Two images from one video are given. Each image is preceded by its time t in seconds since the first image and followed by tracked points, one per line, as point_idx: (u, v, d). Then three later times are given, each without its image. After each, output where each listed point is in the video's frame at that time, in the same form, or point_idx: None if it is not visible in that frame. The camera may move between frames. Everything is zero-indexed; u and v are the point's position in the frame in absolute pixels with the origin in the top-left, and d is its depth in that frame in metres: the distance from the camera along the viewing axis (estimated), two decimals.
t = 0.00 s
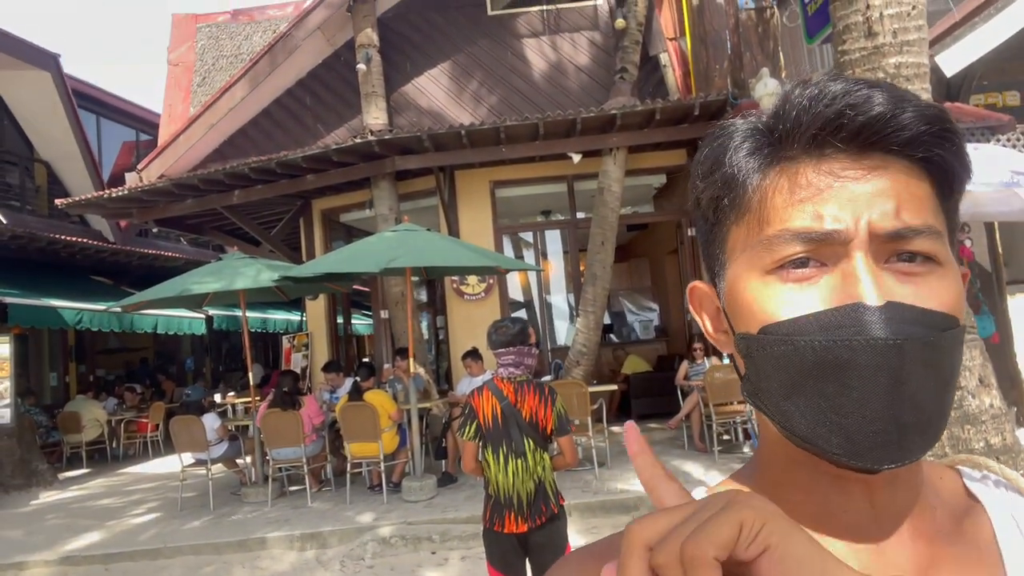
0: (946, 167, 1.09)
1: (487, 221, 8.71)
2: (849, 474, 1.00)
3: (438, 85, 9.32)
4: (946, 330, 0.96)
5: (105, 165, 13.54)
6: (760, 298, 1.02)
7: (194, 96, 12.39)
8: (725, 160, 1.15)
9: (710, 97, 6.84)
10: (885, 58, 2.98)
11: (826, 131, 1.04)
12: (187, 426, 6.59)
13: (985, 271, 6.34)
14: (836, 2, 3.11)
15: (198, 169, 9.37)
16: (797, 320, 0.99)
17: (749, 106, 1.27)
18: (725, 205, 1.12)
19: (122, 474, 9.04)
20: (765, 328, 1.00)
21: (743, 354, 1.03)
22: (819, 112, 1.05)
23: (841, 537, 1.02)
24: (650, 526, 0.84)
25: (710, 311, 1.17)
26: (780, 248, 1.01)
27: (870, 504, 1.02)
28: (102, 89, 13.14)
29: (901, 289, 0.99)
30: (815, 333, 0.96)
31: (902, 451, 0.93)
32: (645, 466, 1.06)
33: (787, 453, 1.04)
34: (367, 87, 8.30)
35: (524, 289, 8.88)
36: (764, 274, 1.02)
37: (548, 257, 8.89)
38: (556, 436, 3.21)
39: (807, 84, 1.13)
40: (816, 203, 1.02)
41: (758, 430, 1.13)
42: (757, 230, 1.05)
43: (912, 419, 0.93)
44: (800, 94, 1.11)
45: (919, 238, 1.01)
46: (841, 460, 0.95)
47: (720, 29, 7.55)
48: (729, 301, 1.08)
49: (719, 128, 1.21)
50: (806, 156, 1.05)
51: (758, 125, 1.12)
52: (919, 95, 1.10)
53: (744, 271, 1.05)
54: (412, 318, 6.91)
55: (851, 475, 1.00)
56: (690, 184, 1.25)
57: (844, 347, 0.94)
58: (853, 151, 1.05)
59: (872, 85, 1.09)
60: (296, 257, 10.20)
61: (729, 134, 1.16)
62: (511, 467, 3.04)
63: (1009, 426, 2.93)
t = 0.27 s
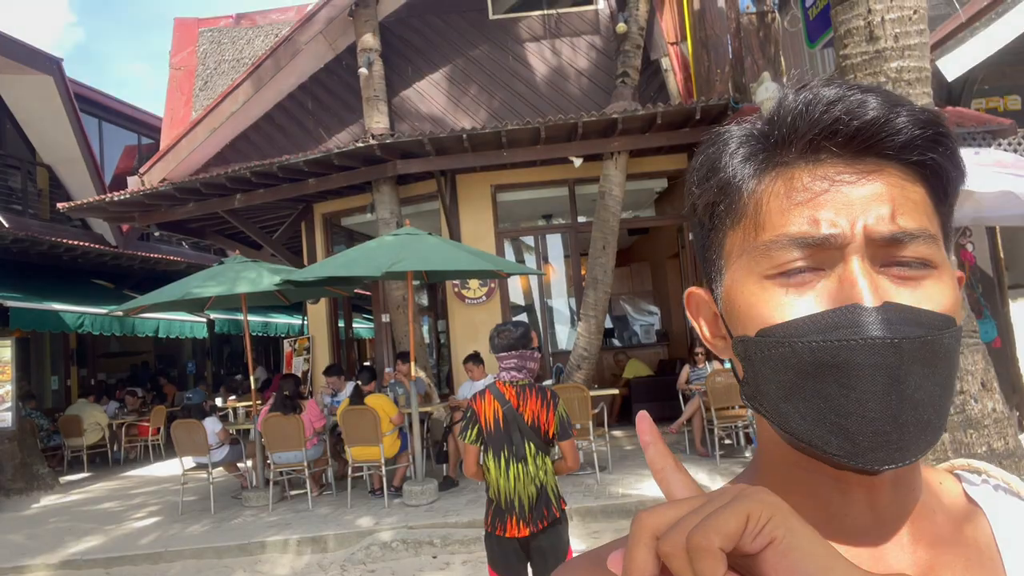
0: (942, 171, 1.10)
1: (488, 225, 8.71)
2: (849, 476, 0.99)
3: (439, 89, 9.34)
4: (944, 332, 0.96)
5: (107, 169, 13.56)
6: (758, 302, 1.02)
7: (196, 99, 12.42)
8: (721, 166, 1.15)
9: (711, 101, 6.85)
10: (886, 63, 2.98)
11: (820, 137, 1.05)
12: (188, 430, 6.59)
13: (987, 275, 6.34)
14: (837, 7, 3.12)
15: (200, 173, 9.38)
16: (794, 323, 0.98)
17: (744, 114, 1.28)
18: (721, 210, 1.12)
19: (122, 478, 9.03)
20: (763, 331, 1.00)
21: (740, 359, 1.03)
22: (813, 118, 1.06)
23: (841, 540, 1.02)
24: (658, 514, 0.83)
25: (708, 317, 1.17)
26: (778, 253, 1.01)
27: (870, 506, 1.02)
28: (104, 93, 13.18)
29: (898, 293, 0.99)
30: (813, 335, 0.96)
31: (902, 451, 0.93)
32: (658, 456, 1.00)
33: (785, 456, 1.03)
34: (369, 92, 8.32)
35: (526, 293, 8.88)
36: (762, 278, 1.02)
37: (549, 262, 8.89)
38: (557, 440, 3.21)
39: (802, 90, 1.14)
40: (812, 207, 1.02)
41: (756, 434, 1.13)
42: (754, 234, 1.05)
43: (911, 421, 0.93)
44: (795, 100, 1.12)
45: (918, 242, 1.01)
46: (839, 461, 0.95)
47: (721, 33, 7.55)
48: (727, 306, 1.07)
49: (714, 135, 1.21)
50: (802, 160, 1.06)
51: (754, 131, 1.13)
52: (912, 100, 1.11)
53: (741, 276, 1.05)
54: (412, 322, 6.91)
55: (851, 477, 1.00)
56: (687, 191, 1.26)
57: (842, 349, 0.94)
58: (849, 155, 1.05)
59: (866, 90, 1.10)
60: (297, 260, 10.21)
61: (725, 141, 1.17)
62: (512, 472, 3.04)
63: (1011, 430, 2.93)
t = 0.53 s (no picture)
0: (939, 182, 1.10)
1: (489, 227, 8.72)
2: (839, 483, 1.00)
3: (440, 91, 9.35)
4: (938, 346, 0.96)
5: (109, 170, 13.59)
6: (751, 311, 1.02)
7: (197, 101, 12.44)
8: (718, 169, 1.14)
9: (712, 103, 6.85)
10: (885, 65, 2.98)
11: (819, 146, 1.04)
12: (189, 431, 6.60)
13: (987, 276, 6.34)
14: (836, 9, 3.12)
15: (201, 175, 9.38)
16: (789, 334, 0.99)
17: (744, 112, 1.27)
18: (717, 214, 1.12)
19: (123, 480, 9.04)
20: (757, 341, 1.01)
21: (734, 366, 1.04)
22: (814, 127, 1.05)
23: (831, 545, 1.03)
24: (639, 563, 0.81)
25: (700, 318, 1.18)
26: (773, 263, 1.02)
27: (858, 510, 1.03)
28: (106, 95, 13.21)
29: (893, 305, 0.99)
30: (806, 347, 0.97)
31: (890, 466, 0.94)
32: (611, 502, 0.91)
33: (776, 462, 1.05)
34: (370, 94, 8.33)
35: (526, 295, 8.88)
36: (757, 287, 1.03)
37: (550, 263, 8.89)
38: (558, 441, 3.20)
39: (804, 92, 1.13)
40: (807, 218, 1.02)
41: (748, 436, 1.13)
42: (749, 243, 1.05)
43: (903, 436, 0.94)
44: (796, 104, 1.11)
45: (912, 254, 1.02)
46: (831, 474, 0.96)
47: (721, 35, 7.54)
48: (720, 312, 1.08)
49: (713, 134, 1.21)
50: (800, 169, 1.05)
51: (753, 134, 1.12)
52: (913, 109, 1.10)
53: (735, 284, 1.05)
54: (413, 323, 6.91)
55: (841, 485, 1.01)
56: (683, 190, 1.25)
57: (836, 363, 0.94)
58: (847, 165, 1.05)
59: (867, 98, 1.09)
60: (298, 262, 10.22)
61: (723, 142, 1.16)
62: (512, 473, 3.03)
63: (1010, 433, 2.92)
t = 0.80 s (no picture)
0: (931, 180, 1.10)
1: (489, 227, 8.72)
2: (831, 481, 1.01)
3: (440, 91, 9.36)
4: (928, 345, 0.97)
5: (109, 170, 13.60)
6: (743, 311, 1.03)
7: (198, 101, 12.45)
8: (710, 166, 1.14)
9: (712, 103, 6.86)
10: (884, 65, 2.98)
11: (810, 146, 1.05)
12: (189, 431, 6.60)
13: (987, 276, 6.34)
14: (835, 9, 3.12)
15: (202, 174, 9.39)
16: (779, 334, 1.00)
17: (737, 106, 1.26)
18: (709, 212, 1.12)
19: (123, 479, 9.04)
20: (748, 341, 1.02)
21: (726, 365, 1.05)
22: (805, 127, 1.05)
23: (823, 542, 1.03)
24: (637, 555, 0.80)
25: (693, 315, 1.18)
26: (763, 263, 1.02)
27: (851, 508, 1.03)
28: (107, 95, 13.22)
29: (884, 305, 1.00)
30: (796, 347, 0.97)
31: (881, 464, 0.95)
32: (612, 497, 0.92)
33: (769, 459, 1.06)
34: (370, 94, 8.34)
35: (526, 295, 8.89)
36: (747, 287, 1.03)
37: (550, 263, 8.89)
38: (558, 440, 3.21)
39: (796, 89, 1.12)
40: (798, 217, 1.02)
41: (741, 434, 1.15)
42: (741, 242, 1.06)
43: (893, 435, 0.95)
44: (788, 101, 1.10)
45: (905, 253, 1.02)
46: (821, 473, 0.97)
47: (721, 36, 7.54)
48: (712, 310, 1.08)
49: (705, 130, 1.20)
50: (791, 168, 1.05)
51: (745, 131, 1.12)
52: (905, 106, 1.10)
53: (726, 283, 1.06)
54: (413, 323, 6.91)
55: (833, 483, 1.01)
56: (675, 187, 1.25)
57: (826, 364, 0.95)
58: (838, 164, 1.05)
59: (859, 96, 1.09)
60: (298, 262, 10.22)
61: (716, 138, 1.16)
62: (512, 473, 3.04)
63: (1009, 433, 2.92)
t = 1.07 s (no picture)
0: (936, 175, 1.10)
1: (488, 225, 8.72)
2: (837, 477, 1.01)
3: (438, 89, 9.35)
4: (933, 340, 0.97)
5: (108, 169, 13.59)
6: (746, 308, 1.03)
7: (196, 99, 12.43)
8: (714, 162, 1.14)
9: (711, 102, 6.86)
10: (884, 62, 2.98)
11: (813, 141, 1.05)
12: (189, 430, 6.60)
13: (986, 273, 6.34)
14: (835, 7, 3.12)
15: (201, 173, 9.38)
16: (782, 329, 1.00)
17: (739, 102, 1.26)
18: (712, 208, 1.12)
19: (123, 478, 9.04)
20: (751, 337, 1.02)
21: (730, 361, 1.05)
22: (807, 122, 1.05)
23: (830, 541, 1.04)
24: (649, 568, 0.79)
25: (697, 312, 1.18)
26: (767, 259, 1.02)
27: (856, 504, 1.04)
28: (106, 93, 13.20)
29: (888, 300, 1.00)
30: (800, 343, 0.98)
31: (887, 460, 0.95)
32: (637, 517, 0.86)
33: (775, 457, 1.05)
34: (369, 92, 8.33)
35: (526, 293, 8.89)
36: (751, 282, 1.03)
37: (550, 262, 8.89)
38: (559, 439, 3.21)
39: (799, 84, 1.13)
40: (801, 212, 1.02)
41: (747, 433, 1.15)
42: (744, 237, 1.05)
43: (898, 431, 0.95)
44: (790, 96, 1.10)
45: (909, 249, 1.02)
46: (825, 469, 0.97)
47: (721, 34, 7.59)
48: (716, 307, 1.08)
49: (708, 127, 1.20)
50: (794, 163, 1.06)
51: (748, 127, 1.12)
52: (907, 100, 1.10)
53: (730, 279, 1.06)
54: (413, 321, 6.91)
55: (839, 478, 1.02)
56: (679, 184, 1.26)
57: (829, 360, 0.95)
58: (841, 159, 1.05)
59: (861, 90, 1.09)
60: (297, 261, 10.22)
61: (719, 135, 1.16)
62: (514, 471, 3.04)
63: (1009, 431, 2.92)
